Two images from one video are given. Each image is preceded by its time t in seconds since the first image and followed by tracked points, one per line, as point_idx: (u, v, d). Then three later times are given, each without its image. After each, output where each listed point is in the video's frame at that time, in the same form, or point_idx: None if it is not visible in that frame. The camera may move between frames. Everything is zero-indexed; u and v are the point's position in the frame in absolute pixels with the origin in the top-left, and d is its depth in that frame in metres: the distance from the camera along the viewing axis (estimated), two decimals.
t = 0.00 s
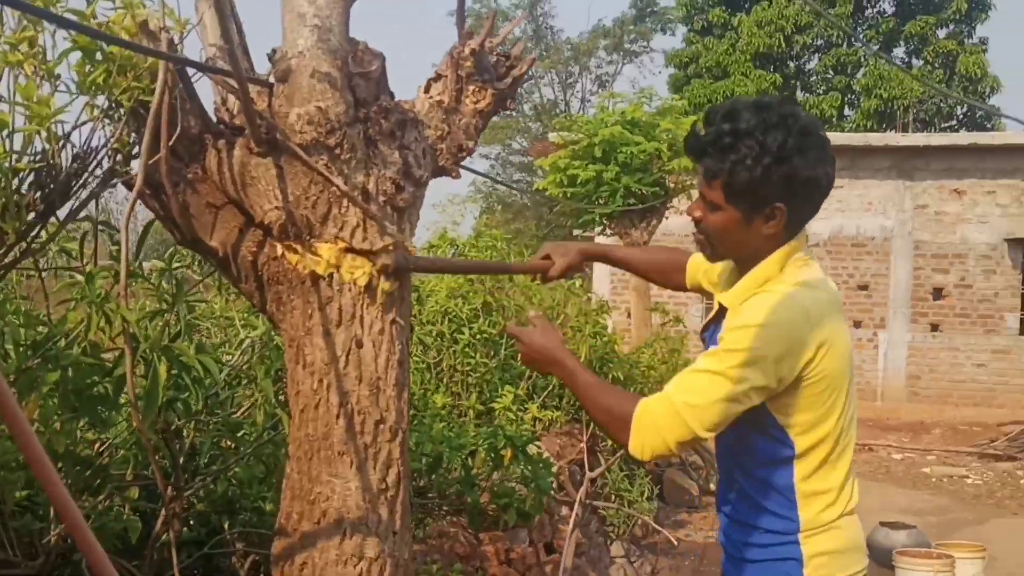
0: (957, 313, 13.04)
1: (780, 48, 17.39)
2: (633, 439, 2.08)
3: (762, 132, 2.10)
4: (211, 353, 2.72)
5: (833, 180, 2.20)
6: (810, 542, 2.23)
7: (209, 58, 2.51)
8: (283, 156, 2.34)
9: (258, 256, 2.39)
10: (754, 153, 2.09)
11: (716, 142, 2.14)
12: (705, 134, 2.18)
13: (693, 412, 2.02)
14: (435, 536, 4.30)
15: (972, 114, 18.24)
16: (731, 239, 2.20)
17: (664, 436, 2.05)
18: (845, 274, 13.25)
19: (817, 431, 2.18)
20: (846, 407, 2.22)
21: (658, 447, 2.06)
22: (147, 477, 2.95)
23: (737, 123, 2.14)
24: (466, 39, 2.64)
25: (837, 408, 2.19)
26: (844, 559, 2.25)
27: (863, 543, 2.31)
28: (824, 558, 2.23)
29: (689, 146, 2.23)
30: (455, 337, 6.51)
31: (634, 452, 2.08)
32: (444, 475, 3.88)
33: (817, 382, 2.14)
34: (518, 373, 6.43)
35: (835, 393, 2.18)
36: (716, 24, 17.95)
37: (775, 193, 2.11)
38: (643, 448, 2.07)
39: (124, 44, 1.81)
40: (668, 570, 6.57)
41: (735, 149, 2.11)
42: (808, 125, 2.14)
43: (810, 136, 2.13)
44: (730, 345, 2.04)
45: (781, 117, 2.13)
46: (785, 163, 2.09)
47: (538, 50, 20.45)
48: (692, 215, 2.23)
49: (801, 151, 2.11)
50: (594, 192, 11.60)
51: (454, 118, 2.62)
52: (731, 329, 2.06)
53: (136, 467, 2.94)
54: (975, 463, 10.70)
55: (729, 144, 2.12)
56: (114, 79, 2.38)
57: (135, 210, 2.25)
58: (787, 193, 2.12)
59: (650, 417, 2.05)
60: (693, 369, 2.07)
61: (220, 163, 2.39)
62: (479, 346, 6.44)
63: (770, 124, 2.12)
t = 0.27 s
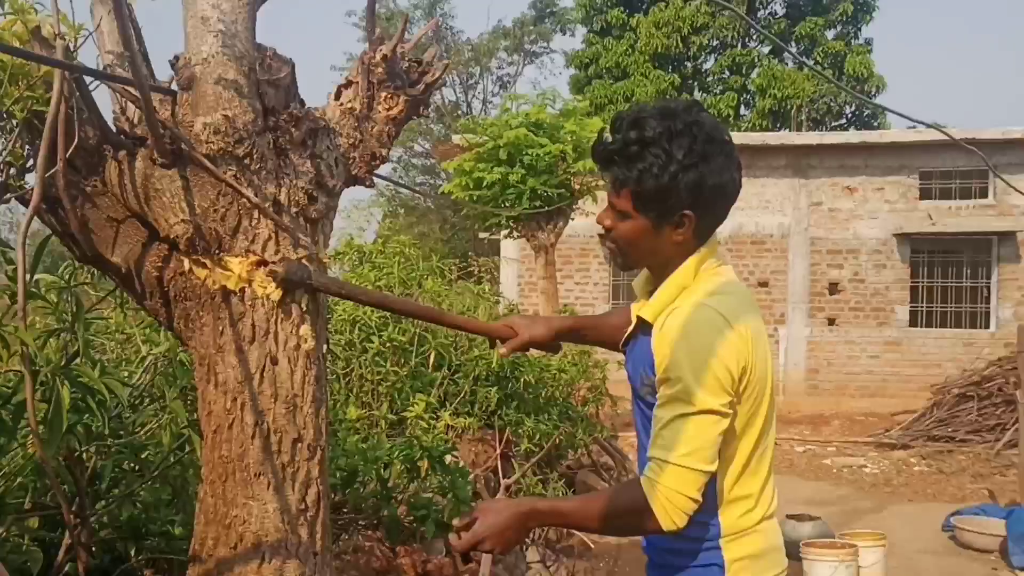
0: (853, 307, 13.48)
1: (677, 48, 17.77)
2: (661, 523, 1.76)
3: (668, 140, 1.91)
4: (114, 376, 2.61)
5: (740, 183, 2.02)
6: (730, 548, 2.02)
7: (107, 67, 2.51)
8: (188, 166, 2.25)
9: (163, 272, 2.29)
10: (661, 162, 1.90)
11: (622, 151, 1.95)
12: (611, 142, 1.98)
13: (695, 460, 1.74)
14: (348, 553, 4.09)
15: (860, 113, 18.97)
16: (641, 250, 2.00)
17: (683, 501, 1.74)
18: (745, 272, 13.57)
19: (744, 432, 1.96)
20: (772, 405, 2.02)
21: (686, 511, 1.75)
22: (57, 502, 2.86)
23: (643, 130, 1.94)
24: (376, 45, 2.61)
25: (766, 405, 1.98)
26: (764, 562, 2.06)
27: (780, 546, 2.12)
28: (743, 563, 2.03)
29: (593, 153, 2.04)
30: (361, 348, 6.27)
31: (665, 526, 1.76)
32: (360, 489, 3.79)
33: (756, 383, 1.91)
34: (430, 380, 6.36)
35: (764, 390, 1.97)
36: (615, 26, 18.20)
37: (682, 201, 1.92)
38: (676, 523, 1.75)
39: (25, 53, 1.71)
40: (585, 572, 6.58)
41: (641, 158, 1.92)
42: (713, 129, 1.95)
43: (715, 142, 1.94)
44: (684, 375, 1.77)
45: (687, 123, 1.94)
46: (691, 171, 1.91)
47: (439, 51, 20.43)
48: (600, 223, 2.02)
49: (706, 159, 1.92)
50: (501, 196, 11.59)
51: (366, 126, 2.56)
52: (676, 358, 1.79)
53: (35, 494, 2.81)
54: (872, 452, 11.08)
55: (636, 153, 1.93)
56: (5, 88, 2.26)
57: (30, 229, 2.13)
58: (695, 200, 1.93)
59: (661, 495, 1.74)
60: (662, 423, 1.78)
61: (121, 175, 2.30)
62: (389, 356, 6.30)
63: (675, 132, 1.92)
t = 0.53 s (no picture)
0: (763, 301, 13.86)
1: (585, 50, 17.96)
2: (610, 523, 1.80)
3: (595, 145, 1.92)
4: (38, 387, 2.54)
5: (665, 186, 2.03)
6: (672, 538, 2.07)
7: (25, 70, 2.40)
8: (116, 172, 2.21)
9: (91, 279, 2.23)
10: (590, 165, 1.91)
11: (551, 157, 1.95)
12: (540, 147, 1.98)
13: (640, 459, 1.79)
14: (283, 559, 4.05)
15: (764, 113, 19.43)
16: (573, 253, 2.01)
17: (630, 499, 1.79)
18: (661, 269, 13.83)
19: (682, 428, 2.02)
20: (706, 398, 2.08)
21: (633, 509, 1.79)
22: None
23: (570, 136, 1.95)
24: (305, 50, 2.62)
25: (702, 400, 2.04)
26: (701, 551, 2.13)
27: (719, 533, 2.19)
28: (682, 553, 2.09)
29: (523, 159, 2.04)
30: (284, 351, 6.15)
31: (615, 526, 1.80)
32: (292, 495, 3.76)
33: (692, 379, 1.97)
34: (355, 383, 6.31)
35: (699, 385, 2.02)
36: (524, 28, 18.33)
37: (612, 204, 1.93)
38: (626, 521, 1.80)
39: None
40: (514, 570, 6.61)
41: (571, 162, 1.93)
42: (639, 133, 1.97)
43: (642, 146, 1.96)
44: (623, 377, 1.81)
45: (613, 128, 1.96)
46: (619, 174, 1.92)
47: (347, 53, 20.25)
48: (533, 228, 2.02)
49: (634, 161, 1.94)
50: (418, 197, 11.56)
51: (297, 129, 2.55)
52: (614, 361, 1.83)
53: None
54: (786, 442, 11.42)
55: (564, 158, 1.93)
56: None
57: None
58: (625, 202, 1.94)
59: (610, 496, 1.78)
60: (606, 426, 1.82)
61: (45, 181, 2.23)
62: (312, 359, 6.21)
63: (602, 136, 1.93)
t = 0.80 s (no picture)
0: (731, 303, 13.97)
1: (551, 54, 17.97)
2: (685, 534, 1.74)
3: (582, 152, 1.92)
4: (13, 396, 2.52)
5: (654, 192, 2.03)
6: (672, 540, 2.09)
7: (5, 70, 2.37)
8: (99, 175, 2.18)
9: (72, 284, 2.20)
10: (578, 173, 1.91)
11: (539, 165, 1.95)
12: (527, 154, 1.98)
13: (693, 462, 1.75)
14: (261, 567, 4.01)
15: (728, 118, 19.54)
16: (563, 259, 1.99)
17: (697, 505, 1.74)
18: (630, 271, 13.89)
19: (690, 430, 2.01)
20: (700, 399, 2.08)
21: (698, 513, 1.75)
22: None
23: (557, 144, 1.95)
24: (289, 52, 2.58)
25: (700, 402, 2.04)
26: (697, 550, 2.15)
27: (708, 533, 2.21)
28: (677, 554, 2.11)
29: (511, 166, 2.03)
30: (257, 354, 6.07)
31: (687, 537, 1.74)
32: (271, 500, 3.73)
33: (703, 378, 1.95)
34: (328, 387, 6.26)
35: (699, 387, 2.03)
36: (489, 31, 18.34)
37: (600, 210, 1.92)
38: (697, 526, 1.75)
39: None
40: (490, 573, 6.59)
41: (558, 171, 1.92)
42: (626, 139, 1.96)
43: (630, 153, 1.95)
44: (653, 387, 1.77)
45: (599, 134, 1.95)
46: (608, 180, 1.91)
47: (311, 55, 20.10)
48: (522, 235, 2.01)
49: (622, 169, 1.93)
50: (387, 200, 11.50)
51: (279, 133, 2.54)
52: (643, 371, 1.78)
53: None
54: (756, 443, 11.51)
55: (552, 166, 1.93)
56: None
57: None
58: (614, 209, 1.93)
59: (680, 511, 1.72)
60: (649, 440, 1.77)
61: (26, 183, 2.19)
62: (286, 362, 6.15)
63: (589, 143, 1.93)
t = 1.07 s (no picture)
0: (730, 302, 14.00)
1: (550, 54, 17.98)
2: (694, 522, 1.78)
3: (613, 143, 1.96)
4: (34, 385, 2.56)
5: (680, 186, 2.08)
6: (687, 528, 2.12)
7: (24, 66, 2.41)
8: (119, 169, 2.21)
9: (92, 276, 2.23)
10: (608, 164, 1.94)
11: (569, 155, 1.98)
12: (557, 145, 2.02)
13: (706, 452, 1.79)
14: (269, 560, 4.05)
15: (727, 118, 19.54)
16: (589, 249, 2.03)
17: (709, 494, 1.78)
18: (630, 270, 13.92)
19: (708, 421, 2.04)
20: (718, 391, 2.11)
21: (708, 504, 1.79)
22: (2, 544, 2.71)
23: (588, 135, 1.98)
24: (306, 48, 2.62)
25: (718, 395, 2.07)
26: (713, 539, 2.18)
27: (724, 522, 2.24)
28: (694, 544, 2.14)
29: (540, 157, 2.07)
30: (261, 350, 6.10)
31: (695, 526, 1.78)
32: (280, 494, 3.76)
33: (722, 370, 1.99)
34: (332, 383, 6.27)
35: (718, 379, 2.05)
36: (488, 31, 18.38)
37: (628, 202, 1.96)
38: (706, 516, 1.79)
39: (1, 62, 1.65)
40: (492, 570, 6.61)
41: (588, 162, 1.96)
42: (655, 133, 2.00)
43: (659, 146, 1.99)
44: (669, 377, 1.80)
45: (631, 127, 1.98)
46: (636, 172, 1.95)
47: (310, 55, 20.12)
48: (549, 224, 2.04)
49: (652, 161, 1.97)
50: (388, 199, 11.51)
51: (296, 127, 2.57)
52: (661, 361, 1.82)
53: None
54: (755, 440, 11.54)
55: (582, 156, 1.96)
56: None
57: None
58: (642, 201, 1.97)
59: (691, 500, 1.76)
60: (664, 429, 1.81)
61: (44, 177, 2.22)
62: (289, 359, 6.18)
63: (620, 135, 1.97)
